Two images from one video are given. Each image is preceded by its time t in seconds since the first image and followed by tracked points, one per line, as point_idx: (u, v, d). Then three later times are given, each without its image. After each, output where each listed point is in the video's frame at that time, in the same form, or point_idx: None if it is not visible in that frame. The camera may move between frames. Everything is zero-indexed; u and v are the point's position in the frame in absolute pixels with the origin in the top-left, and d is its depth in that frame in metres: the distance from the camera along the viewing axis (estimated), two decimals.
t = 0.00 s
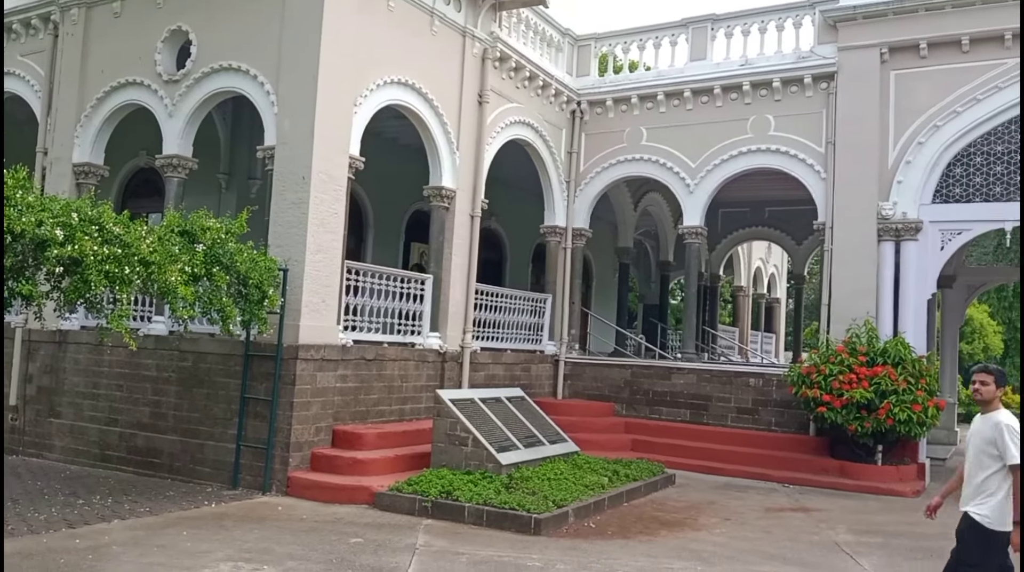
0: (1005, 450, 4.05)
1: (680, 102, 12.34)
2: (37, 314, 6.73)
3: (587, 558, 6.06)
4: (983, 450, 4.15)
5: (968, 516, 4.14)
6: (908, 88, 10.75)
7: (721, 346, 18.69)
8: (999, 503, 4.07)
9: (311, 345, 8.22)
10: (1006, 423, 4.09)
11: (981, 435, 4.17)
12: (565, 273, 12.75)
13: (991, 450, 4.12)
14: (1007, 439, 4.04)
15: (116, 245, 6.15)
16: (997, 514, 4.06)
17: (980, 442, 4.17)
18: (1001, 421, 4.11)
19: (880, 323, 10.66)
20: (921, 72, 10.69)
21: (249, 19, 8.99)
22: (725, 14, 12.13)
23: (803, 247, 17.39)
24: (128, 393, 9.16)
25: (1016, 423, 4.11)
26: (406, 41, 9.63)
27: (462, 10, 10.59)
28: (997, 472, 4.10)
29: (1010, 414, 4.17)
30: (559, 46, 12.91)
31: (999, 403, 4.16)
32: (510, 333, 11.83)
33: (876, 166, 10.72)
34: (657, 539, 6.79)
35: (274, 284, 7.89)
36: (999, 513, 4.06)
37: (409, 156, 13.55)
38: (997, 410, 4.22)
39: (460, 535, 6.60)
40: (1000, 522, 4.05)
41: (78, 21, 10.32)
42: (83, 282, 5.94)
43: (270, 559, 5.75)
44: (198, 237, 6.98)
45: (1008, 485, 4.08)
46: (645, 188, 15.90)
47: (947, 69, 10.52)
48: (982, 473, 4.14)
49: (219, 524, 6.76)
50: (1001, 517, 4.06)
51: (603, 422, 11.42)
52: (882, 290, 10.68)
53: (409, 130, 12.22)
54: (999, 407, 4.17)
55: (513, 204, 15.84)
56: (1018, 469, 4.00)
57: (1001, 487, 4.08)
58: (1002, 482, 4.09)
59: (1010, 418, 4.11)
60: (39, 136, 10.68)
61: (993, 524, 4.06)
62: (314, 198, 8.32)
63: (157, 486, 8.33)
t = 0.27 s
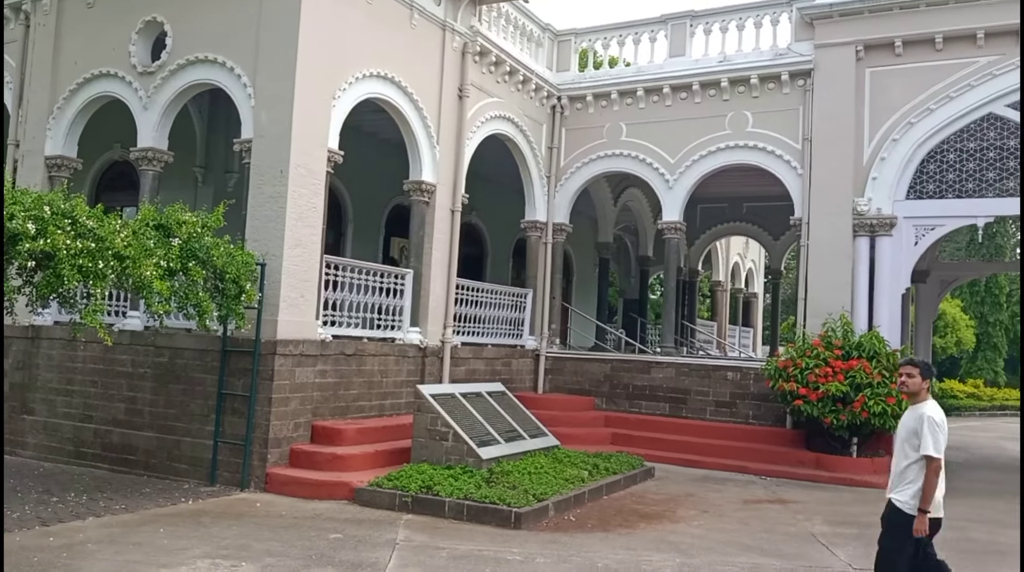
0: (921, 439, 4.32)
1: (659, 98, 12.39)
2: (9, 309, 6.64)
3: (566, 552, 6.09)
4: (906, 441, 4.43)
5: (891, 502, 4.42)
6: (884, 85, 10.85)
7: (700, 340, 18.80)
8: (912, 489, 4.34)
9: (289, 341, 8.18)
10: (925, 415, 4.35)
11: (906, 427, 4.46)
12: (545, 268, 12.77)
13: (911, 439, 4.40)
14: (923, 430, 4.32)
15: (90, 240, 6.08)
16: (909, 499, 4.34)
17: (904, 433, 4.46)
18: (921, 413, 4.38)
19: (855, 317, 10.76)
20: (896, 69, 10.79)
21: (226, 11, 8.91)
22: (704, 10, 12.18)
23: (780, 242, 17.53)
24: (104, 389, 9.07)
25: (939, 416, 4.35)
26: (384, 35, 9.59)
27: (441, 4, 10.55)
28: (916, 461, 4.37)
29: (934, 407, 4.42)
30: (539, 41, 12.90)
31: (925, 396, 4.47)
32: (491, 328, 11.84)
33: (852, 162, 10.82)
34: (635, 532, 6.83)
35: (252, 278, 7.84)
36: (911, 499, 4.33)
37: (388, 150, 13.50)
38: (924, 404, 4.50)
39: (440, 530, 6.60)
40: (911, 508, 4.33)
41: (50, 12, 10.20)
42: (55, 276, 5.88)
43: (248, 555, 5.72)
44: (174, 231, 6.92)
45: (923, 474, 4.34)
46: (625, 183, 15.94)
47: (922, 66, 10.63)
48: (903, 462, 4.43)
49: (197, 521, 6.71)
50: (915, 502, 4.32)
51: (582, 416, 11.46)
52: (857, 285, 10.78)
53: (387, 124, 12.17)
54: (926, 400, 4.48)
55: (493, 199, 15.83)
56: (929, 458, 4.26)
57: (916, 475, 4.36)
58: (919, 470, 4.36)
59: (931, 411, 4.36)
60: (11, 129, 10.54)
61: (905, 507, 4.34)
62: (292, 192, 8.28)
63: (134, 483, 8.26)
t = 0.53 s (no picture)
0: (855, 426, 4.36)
1: (645, 95, 12.41)
2: None
3: (553, 547, 6.10)
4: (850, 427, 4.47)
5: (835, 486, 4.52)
6: (868, 82, 10.91)
7: (685, 337, 18.87)
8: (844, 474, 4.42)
9: (274, 337, 8.13)
10: (863, 403, 4.37)
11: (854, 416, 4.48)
12: (531, 264, 12.77)
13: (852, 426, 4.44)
14: (855, 418, 4.37)
15: (73, 235, 6.02)
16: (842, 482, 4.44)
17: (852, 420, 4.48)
18: (861, 401, 4.40)
19: (839, 314, 10.83)
20: (881, 66, 10.86)
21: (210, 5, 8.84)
22: (690, 7, 12.20)
23: (765, 239, 17.61)
24: (88, 386, 9.00)
25: (877, 405, 4.33)
26: (370, 29, 9.55)
27: None
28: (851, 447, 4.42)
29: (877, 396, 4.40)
30: (525, 37, 12.89)
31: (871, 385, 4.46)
32: (477, 324, 11.83)
33: (836, 159, 10.87)
34: (621, 528, 6.85)
35: (236, 275, 7.79)
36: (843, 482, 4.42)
37: (373, 146, 13.45)
38: (874, 393, 4.48)
39: (426, 527, 6.59)
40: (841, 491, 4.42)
41: (32, 6, 10.13)
42: (38, 272, 5.83)
43: (233, 552, 5.69)
44: (158, 227, 6.86)
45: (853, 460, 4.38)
46: (611, 180, 15.97)
47: (907, 64, 10.69)
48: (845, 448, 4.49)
49: (182, 518, 6.67)
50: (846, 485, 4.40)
51: (568, 412, 11.48)
52: (841, 281, 10.85)
53: (373, 120, 12.13)
54: (872, 390, 4.46)
55: (479, 196, 15.81)
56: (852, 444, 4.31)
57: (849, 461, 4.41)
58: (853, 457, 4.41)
59: (872, 400, 4.36)
60: None
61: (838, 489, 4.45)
62: (277, 187, 8.24)
63: (118, 480, 8.21)
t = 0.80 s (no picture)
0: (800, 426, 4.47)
1: (631, 93, 12.42)
2: None
3: (538, 545, 6.11)
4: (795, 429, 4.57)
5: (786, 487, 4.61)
6: (852, 81, 10.97)
7: (670, 335, 18.94)
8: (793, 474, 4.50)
9: (258, 335, 8.10)
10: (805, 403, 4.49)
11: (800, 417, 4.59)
12: (517, 262, 12.77)
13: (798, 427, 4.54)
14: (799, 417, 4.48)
15: (55, 232, 5.96)
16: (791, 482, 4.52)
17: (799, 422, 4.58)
18: (805, 401, 4.51)
19: (823, 311, 10.89)
20: (864, 65, 10.91)
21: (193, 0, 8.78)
22: (675, 5, 12.23)
23: (749, 237, 17.67)
24: (71, 384, 8.93)
25: (822, 404, 4.44)
26: (355, 25, 9.50)
27: None
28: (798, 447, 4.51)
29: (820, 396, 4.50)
30: (511, 35, 12.87)
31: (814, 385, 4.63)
32: (462, 322, 11.82)
33: (820, 158, 10.93)
34: (606, 525, 6.87)
35: (220, 273, 7.74)
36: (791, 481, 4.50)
37: (359, 143, 13.41)
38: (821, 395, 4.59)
39: (411, 525, 6.59)
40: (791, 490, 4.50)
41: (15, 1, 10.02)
42: (20, 269, 5.77)
43: (217, 551, 5.67)
44: (141, 224, 6.81)
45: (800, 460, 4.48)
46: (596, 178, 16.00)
47: (890, 63, 10.76)
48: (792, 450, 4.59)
49: (165, 517, 6.63)
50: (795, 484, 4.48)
51: (553, 410, 11.49)
52: (825, 279, 10.91)
53: (358, 117, 12.08)
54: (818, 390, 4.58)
55: (465, 193, 15.78)
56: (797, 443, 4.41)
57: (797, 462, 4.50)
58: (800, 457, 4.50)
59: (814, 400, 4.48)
60: None
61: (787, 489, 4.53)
62: (261, 184, 8.19)
63: (101, 479, 8.14)
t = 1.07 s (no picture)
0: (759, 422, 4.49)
1: (618, 91, 12.44)
2: None
3: (525, 542, 6.12)
4: (747, 422, 4.59)
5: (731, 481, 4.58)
6: (837, 80, 11.02)
7: (657, 332, 18.99)
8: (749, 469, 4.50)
9: (244, 334, 8.06)
10: (763, 398, 4.51)
11: (749, 411, 4.61)
12: (505, 260, 12.77)
13: (751, 421, 4.56)
14: (760, 413, 4.49)
15: (39, 230, 5.89)
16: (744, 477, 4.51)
17: (748, 415, 4.60)
18: (759, 396, 4.53)
19: (808, 309, 10.95)
20: (849, 64, 10.97)
21: None
22: (662, 3, 12.25)
23: (735, 235, 17.74)
24: (54, 383, 8.87)
25: (780, 401, 4.50)
26: (342, 23, 9.47)
27: None
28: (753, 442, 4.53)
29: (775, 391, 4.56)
30: (498, 32, 12.87)
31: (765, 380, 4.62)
32: (450, 320, 11.81)
33: (806, 156, 10.98)
34: (593, 522, 6.89)
35: (206, 270, 7.70)
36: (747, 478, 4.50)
37: (345, 140, 13.37)
38: (769, 388, 4.63)
39: (398, 523, 6.58)
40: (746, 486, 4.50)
41: None
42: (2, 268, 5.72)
43: (202, 550, 5.65)
44: (126, 222, 6.76)
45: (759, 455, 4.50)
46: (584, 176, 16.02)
47: (875, 62, 10.82)
48: (743, 444, 4.59)
49: (151, 516, 6.60)
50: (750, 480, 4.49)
51: (541, 407, 11.50)
52: (811, 277, 10.97)
53: (345, 114, 12.05)
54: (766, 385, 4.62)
55: (452, 191, 15.76)
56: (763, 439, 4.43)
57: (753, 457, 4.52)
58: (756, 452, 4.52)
59: (770, 395, 4.53)
60: None
61: (741, 485, 4.51)
62: (247, 182, 8.16)
63: (85, 478, 8.09)
